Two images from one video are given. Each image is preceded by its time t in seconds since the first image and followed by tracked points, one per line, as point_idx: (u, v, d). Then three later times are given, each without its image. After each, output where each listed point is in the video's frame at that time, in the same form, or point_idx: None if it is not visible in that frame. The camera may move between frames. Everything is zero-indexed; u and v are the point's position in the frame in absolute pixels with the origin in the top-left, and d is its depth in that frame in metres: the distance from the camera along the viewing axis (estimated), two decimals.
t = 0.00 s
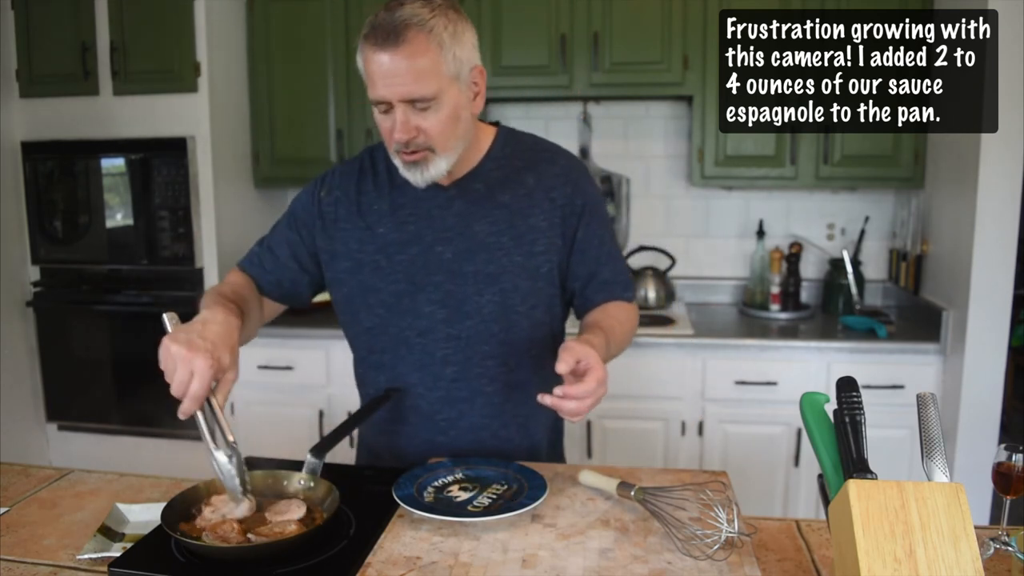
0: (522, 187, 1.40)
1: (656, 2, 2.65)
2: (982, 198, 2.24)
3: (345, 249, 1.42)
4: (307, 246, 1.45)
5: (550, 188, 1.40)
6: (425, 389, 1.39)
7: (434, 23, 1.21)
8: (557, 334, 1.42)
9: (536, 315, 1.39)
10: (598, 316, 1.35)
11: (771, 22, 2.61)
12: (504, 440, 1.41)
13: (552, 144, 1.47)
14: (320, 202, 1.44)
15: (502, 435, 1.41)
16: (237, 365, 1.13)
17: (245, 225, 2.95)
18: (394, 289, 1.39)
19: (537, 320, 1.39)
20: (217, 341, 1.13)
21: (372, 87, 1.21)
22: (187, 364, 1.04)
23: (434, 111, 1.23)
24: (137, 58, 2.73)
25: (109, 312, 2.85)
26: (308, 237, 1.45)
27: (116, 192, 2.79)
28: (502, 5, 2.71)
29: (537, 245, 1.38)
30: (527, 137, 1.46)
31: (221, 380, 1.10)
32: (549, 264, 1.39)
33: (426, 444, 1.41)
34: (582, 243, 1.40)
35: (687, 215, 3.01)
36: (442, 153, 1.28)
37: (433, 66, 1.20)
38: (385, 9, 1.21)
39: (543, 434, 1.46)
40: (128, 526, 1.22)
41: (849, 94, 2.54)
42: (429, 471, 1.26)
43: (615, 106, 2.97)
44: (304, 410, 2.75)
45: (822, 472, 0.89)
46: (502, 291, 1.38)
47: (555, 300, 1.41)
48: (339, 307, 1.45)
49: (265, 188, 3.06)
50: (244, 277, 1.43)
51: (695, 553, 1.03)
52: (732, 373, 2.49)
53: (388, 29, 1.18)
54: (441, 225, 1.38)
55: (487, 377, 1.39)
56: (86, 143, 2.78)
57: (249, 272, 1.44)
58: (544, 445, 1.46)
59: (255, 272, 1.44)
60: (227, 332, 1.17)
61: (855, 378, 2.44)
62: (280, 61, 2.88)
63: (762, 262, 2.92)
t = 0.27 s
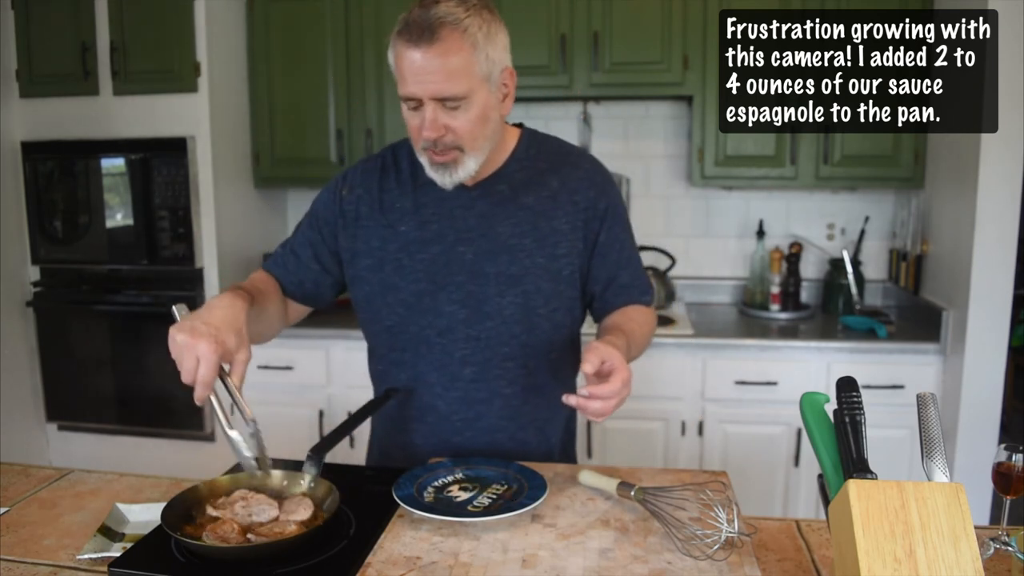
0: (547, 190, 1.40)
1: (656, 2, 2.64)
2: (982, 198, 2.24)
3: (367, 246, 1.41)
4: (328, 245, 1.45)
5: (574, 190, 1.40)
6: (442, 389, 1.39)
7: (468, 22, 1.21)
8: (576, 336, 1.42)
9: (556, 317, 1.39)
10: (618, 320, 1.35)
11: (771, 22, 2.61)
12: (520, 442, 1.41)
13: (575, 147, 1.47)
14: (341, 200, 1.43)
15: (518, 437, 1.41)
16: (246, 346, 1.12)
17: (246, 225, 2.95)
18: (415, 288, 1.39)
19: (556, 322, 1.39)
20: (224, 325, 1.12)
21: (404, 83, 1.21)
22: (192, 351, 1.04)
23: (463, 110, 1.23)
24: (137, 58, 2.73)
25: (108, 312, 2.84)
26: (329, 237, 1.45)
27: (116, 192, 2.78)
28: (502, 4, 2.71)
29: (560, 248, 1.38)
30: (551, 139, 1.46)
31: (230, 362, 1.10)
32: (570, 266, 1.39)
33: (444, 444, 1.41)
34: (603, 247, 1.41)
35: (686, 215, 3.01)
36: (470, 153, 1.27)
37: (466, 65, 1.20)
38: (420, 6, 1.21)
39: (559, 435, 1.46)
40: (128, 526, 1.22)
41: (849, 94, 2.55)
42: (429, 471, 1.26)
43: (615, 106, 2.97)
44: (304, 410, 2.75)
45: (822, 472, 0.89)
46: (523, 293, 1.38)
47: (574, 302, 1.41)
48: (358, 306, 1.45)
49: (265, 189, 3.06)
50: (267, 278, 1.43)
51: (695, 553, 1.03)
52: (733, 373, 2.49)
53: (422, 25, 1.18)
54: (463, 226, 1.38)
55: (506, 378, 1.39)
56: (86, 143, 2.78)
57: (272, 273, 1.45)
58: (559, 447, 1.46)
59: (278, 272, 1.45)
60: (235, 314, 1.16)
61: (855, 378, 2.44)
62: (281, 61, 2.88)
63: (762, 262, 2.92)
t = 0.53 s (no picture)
0: (559, 191, 1.39)
1: (656, 3, 2.64)
2: (982, 199, 2.24)
3: (379, 243, 1.42)
4: (341, 242, 1.44)
5: (585, 190, 1.40)
6: (450, 388, 1.39)
7: (481, 20, 1.22)
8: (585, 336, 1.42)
9: (565, 318, 1.39)
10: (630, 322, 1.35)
11: (771, 22, 2.61)
12: (527, 442, 1.41)
13: (587, 148, 1.47)
14: (355, 196, 1.43)
15: (525, 438, 1.41)
16: (249, 380, 1.10)
17: (246, 225, 2.95)
18: (425, 286, 1.39)
19: (565, 322, 1.39)
20: (228, 355, 1.11)
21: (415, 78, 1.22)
22: (195, 381, 1.03)
23: (473, 107, 1.24)
24: (137, 58, 2.73)
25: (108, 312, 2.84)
26: (341, 233, 1.44)
27: (116, 192, 2.78)
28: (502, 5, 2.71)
29: (569, 249, 1.38)
30: (563, 140, 1.45)
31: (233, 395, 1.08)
32: (580, 267, 1.39)
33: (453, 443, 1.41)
34: (614, 249, 1.41)
35: (686, 215, 3.01)
36: (479, 151, 1.28)
37: (476, 62, 1.21)
38: (435, 2, 1.23)
39: (565, 435, 1.46)
40: (128, 526, 1.22)
41: (849, 94, 2.55)
42: (429, 471, 1.26)
43: (615, 106, 2.97)
44: (304, 410, 2.75)
45: (822, 472, 0.89)
46: (532, 293, 1.38)
47: (583, 303, 1.41)
48: (367, 304, 1.45)
49: (265, 189, 3.06)
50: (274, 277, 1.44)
51: (695, 553, 1.03)
52: (733, 373, 2.49)
53: (435, 21, 1.20)
54: (474, 225, 1.38)
55: (513, 378, 1.39)
56: (86, 143, 2.78)
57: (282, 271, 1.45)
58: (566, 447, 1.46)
59: (288, 270, 1.44)
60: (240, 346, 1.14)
61: (855, 378, 2.44)
62: (281, 60, 2.88)
63: (762, 262, 2.92)
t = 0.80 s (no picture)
0: (558, 189, 1.39)
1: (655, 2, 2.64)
2: (982, 199, 2.24)
3: (378, 242, 1.41)
4: (340, 242, 1.44)
5: (585, 189, 1.40)
6: (447, 387, 1.40)
7: (475, 18, 1.22)
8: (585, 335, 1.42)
9: (564, 317, 1.39)
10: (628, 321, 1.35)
11: (771, 22, 2.61)
12: (526, 441, 1.41)
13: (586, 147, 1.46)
14: (354, 196, 1.43)
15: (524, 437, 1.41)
16: (244, 379, 1.10)
17: (246, 225, 2.95)
18: (424, 285, 1.39)
19: (564, 321, 1.39)
20: (226, 355, 1.11)
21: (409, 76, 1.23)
22: (189, 381, 1.03)
23: (467, 106, 1.24)
24: (137, 58, 2.72)
25: (108, 312, 2.84)
26: (341, 233, 1.44)
27: (116, 192, 2.78)
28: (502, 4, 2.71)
29: (568, 248, 1.38)
30: (563, 139, 1.45)
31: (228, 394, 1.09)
32: (579, 266, 1.39)
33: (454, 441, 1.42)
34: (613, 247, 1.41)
35: (686, 215, 3.01)
36: (472, 149, 1.28)
37: (470, 60, 1.21)
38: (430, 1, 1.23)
39: (564, 435, 1.46)
40: (128, 526, 1.22)
41: (849, 94, 2.55)
42: (429, 471, 1.26)
43: (615, 106, 2.97)
44: (304, 410, 2.75)
45: (822, 472, 0.89)
46: (531, 291, 1.38)
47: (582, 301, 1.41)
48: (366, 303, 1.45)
49: (264, 188, 3.06)
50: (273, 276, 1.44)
51: (695, 553, 1.03)
52: (733, 373, 2.49)
53: (429, 20, 1.20)
54: (473, 224, 1.38)
55: (512, 376, 1.39)
56: (86, 143, 2.78)
57: (281, 270, 1.45)
58: (565, 446, 1.46)
59: (288, 271, 1.44)
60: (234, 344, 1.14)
61: (855, 378, 2.44)
62: (282, 60, 2.88)
63: (762, 262, 2.92)
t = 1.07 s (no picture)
0: (546, 186, 1.39)
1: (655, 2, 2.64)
2: (982, 198, 2.24)
3: (370, 243, 1.42)
4: (334, 243, 1.45)
5: (573, 185, 1.40)
6: (444, 385, 1.39)
7: (455, 17, 1.22)
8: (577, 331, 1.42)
9: (556, 314, 1.39)
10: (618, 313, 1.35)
11: (771, 22, 2.61)
12: (519, 439, 1.41)
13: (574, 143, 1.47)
14: (346, 197, 1.44)
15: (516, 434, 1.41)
16: (231, 389, 1.10)
17: (246, 225, 2.95)
18: (416, 284, 1.39)
19: (556, 318, 1.39)
20: (212, 364, 1.11)
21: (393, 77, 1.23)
22: (174, 389, 1.04)
23: (452, 104, 1.25)
24: (137, 58, 2.72)
25: (108, 312, 2.84)
26: (335, 235, 1.45)
27: (116, 192, 2.78)
28: (502, 4, 2.71)
29: (558, 243, 1.38)
30: (550, 136, 1.45)
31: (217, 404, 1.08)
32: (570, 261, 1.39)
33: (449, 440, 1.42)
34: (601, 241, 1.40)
35: (686, 214, 3.01)
36: (459, 146, 1.28)
37: (452, 59, 1.22)
38: (410, 2, 1.23)
39: (559, 433, 1.46)
40: (128, 526, 1.22)
41: (849, 94, 2.55)
42: (429, 471, 1.26)
43: (615, 106, 2.97)
44: (304, 410, 2.75)
45: (822, 472, 0.89)
46: (522, 288, 1.38)
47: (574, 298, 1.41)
48: (359, 303, 1.45)
49: (265, 189, 3.06)
50: (266, 284, 1.43)
51: (695, 553, 1.03)
52: (733, 373, 2.49)
53: (410, 20, 1.20)
54: (464, 222, 1.39)
55: (504, 374, 1.39)
56: (86, 143, 2.78)
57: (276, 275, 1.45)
58: (560, 446, 1.46)
59: (283, 273, 1.44)
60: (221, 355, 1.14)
61: (855, 378, 2.44)
62: (281, 60, 2.88)
63: (762, 262, 2.92)
